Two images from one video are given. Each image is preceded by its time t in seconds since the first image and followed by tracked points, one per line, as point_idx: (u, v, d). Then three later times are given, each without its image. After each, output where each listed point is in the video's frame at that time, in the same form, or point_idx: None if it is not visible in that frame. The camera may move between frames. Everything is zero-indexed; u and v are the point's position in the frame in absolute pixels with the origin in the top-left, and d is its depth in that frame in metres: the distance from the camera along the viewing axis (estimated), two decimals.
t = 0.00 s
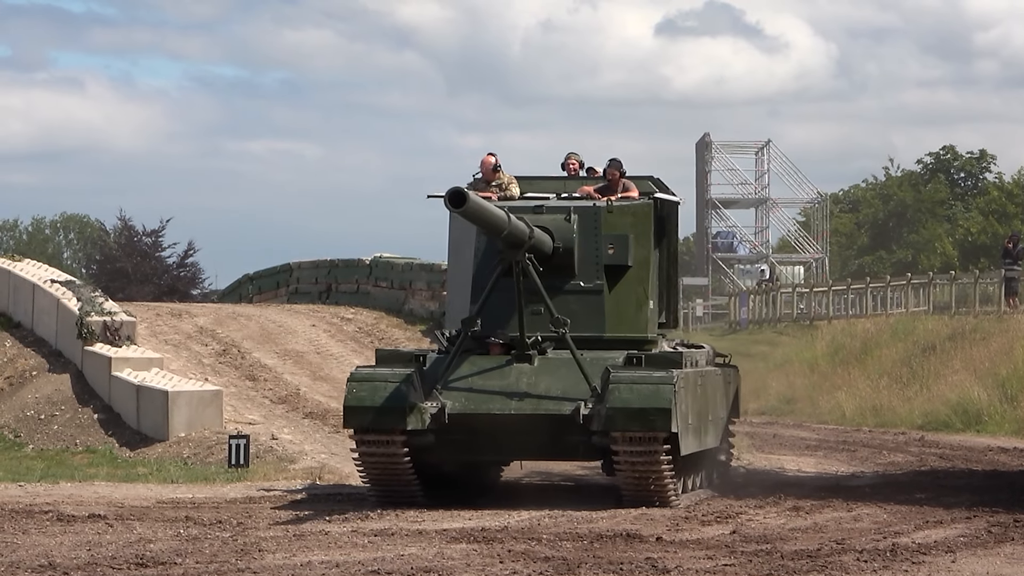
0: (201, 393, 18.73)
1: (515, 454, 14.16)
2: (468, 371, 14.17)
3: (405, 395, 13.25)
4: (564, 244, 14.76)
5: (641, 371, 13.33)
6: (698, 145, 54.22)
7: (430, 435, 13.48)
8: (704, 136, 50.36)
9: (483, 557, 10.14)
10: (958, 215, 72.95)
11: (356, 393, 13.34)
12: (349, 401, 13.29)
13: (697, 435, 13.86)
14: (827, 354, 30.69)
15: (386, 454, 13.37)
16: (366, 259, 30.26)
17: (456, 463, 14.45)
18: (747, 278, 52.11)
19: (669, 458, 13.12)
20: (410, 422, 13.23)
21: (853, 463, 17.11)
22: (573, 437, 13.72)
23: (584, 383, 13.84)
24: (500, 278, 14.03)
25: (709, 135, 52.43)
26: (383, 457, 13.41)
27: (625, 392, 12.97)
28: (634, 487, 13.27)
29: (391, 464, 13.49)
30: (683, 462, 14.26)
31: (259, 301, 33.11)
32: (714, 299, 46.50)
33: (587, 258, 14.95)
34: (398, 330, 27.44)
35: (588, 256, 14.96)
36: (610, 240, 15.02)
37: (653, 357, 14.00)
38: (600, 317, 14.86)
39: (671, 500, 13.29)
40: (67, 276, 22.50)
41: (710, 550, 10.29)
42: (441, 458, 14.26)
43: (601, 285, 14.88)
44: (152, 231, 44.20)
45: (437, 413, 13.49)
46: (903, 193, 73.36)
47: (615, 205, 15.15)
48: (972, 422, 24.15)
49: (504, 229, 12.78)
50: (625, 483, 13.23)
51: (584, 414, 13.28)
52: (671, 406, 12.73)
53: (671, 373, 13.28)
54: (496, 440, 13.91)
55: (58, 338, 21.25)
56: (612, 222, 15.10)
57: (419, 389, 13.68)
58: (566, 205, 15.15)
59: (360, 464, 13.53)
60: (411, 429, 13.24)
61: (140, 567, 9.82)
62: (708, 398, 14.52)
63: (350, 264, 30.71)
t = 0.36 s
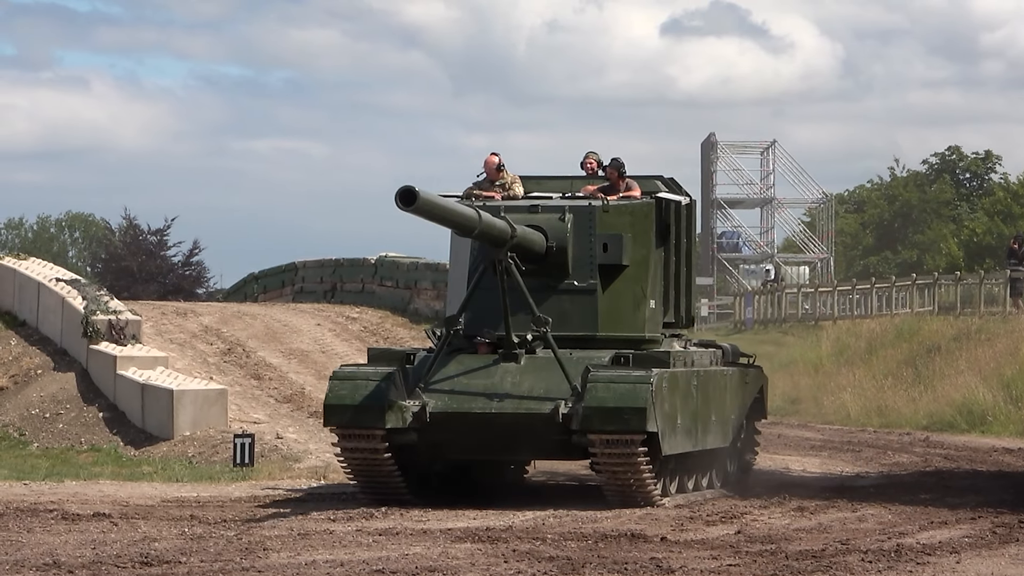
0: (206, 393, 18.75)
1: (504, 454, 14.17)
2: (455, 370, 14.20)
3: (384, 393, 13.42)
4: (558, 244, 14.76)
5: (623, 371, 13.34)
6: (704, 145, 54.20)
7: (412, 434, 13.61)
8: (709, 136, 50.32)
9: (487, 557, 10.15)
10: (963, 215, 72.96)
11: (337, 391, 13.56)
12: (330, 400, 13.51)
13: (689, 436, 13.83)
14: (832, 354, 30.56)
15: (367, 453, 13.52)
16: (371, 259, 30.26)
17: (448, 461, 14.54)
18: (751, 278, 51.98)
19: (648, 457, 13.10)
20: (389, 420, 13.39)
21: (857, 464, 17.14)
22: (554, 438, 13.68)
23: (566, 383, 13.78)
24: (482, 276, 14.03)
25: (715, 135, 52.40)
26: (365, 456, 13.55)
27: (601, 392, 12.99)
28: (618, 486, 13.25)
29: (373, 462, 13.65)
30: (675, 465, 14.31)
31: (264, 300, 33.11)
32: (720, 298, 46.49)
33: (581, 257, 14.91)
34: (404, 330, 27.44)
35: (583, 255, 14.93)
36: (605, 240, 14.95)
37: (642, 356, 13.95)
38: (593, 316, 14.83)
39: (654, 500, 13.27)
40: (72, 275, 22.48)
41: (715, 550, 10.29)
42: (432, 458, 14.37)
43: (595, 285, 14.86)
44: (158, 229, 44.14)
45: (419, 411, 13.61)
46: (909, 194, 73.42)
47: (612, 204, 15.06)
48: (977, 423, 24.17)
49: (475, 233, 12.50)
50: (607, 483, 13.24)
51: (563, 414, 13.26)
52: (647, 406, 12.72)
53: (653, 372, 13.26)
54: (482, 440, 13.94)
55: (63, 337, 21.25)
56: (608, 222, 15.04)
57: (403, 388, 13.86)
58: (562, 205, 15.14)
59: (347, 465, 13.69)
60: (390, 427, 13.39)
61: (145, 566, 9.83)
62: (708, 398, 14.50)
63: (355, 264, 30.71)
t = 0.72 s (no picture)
0: (214, 391, 18.79)
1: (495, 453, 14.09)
2: (445, 368, 14.15)
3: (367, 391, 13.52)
4: (552, 243, 14.72)
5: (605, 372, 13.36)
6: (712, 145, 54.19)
7: (397, 432, 13.69)
8: (718, 135, 50.28)
9: (495, 556, 10.15)
10: (971, 215, 72.96)
11: (321, 389, 13.71)
12: (314, 398, 13.66)
13: (682, 436, 13.82)
14: (839, 354, 30.61)
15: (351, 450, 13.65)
16: (379, 258, 30.25)
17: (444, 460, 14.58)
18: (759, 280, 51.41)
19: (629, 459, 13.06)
20: (370, 418, 13.48)
21: (864, 464, 17.16)
22: (538, 437, 13.60)
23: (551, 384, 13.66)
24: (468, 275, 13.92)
25: (723, 135, 52.32)
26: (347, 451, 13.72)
27: (579, 391, 13.05)
28: (601, 488, 13.22)
29: (358, 460, 13.76)
30: (672, 464, 14.37)
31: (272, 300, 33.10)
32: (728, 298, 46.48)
33: (577, 256, 14.85)
34: (412, 329, 27.45)
35: (578, 254, 14.87)
36: (601, 239, 14.88)
37: (631, 356, 13.88)
38: (588, 316, 14.77)
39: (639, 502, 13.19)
40: (80, 273, 22.47)
41: (723, 550, 10.29)
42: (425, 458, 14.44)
43: (590, 284, 14.81)
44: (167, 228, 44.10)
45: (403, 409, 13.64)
46: (917, 194, 73.46)
47: (608, 203, 15.01)
48: (984, 423, 24.20)
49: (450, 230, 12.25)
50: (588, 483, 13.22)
51: (543, 413, 13.23)
52: (621, 404, 12.73)
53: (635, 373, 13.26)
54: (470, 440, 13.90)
55: (71, 336, 21.24)
56: (605, 220, 14.99)
57: (388, 386, 13.97)
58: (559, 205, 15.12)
59: (330, 462, 13.89)
60: (372, 425, 13.48)
61: (152, 565, 9.85)
62: (709, 398, 14.49)
63: (363, 263, 30.71)
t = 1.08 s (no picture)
0: (224, 391, 18.81)
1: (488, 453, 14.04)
2: (435, 367, 14.17)
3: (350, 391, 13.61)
4: (548, 242, 14.70)
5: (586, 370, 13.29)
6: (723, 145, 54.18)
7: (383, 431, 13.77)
8: (727, 135, 50.27)
9: (505, 556, 10.15)
10: (983, 216, 72.96)
11: (307, 387, 13.82)
12: (300, 396, 13.78)
13: (675, 436, 13.81)
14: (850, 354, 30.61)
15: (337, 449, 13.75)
16: (390, 257, 30.27)
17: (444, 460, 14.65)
18: (770, 278, 50.13)
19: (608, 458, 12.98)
20: (354, 417, 13.56)
21: (874, 464, 17.17)
22: (523, 437, 13.55)
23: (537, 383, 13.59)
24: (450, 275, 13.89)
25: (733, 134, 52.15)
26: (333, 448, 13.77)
27: (557, 390, 13.00)
28: (585, 487, 13.17)
29: (345, 458, 13.86)
30: (669, 463, 14.39)
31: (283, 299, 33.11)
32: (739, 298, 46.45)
33: (573, 255, 14.83)
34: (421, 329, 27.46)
35: (575, 253, 14.84)
36: (598, 238, 14.86)
37: (619, 355, 13.83)
38: (584, 315, 14.74)
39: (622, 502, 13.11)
40: (92, 273, 22.46)
41: (733, 550, 10.29)
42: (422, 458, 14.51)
43: (585, 283, 14.78)
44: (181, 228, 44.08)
45: (389, 408, 13.72)
46: (928, 194, 73.46)
47: (606, 202, 14.98)
48: (994, 423, 24.22)
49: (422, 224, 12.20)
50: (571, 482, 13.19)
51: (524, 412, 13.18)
52: (597, 404, 12.66)
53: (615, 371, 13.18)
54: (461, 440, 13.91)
55: (82, 335, 21.25)
56: (602, 220, 14.97)
57: (375, 386, 14.02)
58: (559, 204, 15.12)
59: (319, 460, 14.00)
60: (356, 425, 13.57)
61: (162, 565, 9.86)
62: (711, 397, 14.46)
63: (374, 262, 30.72)
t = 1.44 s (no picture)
0: (235, 392, 18.86)
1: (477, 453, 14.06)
2: (426, 367, 14.24)
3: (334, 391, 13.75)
4: (542, 243, 14.73)
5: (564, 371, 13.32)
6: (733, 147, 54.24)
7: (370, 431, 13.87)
8: (738, 136, 50.27)
9: (515, 556, 10.18)
10: (993, 217, 72.96)
11: (295, 388, 14.01)
12: (288, 397, 13.98)
13: (665, 437, 13.84)
14: (860, 356, 30.65)
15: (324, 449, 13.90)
16: (401, 258, 30.33)
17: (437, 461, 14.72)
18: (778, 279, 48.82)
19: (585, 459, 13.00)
20: (339, 417, 13.69)
21: (884, 465, 17.19)
22: (505, 436, 13.58)
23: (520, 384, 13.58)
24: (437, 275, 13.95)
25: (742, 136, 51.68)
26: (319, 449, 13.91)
27: (533, 391, 13.05)
28: (567, 488, 13.22)
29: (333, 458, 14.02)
30: (664, 464, 14.45)
31: (295, 300, 33.16)
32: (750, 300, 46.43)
33: (567, 256, 14.84)
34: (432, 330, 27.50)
35: (570, 254, 14.84)
36: (593, 239, 14.84)
37: (607, 356, 13.87)
38: (578, 316, 14.74)
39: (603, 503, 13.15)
40: (103, 275, 22.49)
41: (743, 550, 10.33)
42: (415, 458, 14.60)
43: (579, 284, 14.76)
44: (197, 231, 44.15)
45: (375, 409, 13.83)
46: (937, 195, 73.46)
47: (601, 203, 14.94)
48: (1004, 424, 24.24)
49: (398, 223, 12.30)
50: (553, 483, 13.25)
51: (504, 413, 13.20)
52: (571, 404, 12.69)
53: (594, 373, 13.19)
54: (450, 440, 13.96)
55: (93, 336, 21.30)
56: (597, 221, 14.96)
57: (362, 387, 14.12)
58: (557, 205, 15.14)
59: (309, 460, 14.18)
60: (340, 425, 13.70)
61: (173, 565, 9.91)
62: (709, 399, 14.46)
63: (386, 264, 30.79)
